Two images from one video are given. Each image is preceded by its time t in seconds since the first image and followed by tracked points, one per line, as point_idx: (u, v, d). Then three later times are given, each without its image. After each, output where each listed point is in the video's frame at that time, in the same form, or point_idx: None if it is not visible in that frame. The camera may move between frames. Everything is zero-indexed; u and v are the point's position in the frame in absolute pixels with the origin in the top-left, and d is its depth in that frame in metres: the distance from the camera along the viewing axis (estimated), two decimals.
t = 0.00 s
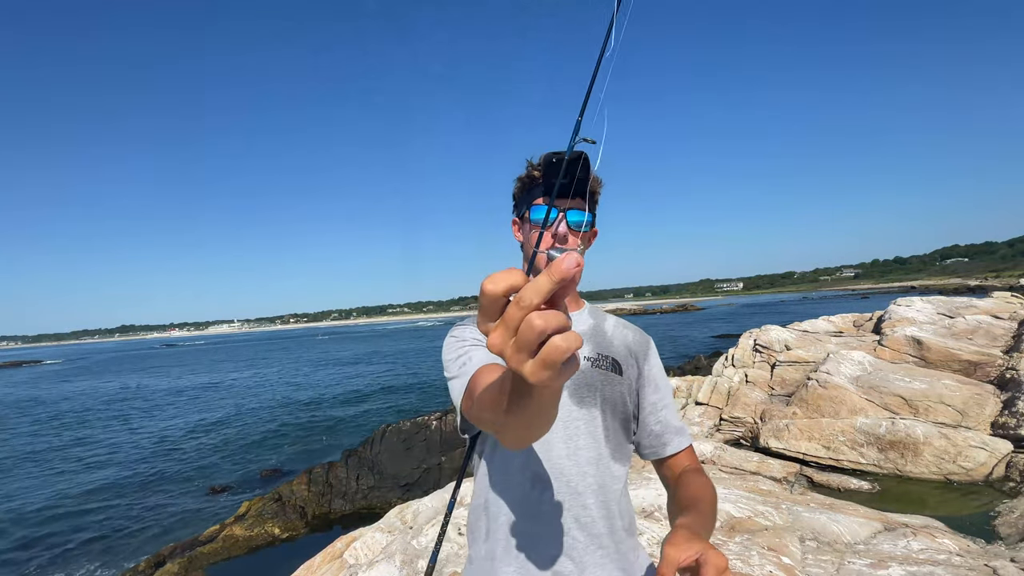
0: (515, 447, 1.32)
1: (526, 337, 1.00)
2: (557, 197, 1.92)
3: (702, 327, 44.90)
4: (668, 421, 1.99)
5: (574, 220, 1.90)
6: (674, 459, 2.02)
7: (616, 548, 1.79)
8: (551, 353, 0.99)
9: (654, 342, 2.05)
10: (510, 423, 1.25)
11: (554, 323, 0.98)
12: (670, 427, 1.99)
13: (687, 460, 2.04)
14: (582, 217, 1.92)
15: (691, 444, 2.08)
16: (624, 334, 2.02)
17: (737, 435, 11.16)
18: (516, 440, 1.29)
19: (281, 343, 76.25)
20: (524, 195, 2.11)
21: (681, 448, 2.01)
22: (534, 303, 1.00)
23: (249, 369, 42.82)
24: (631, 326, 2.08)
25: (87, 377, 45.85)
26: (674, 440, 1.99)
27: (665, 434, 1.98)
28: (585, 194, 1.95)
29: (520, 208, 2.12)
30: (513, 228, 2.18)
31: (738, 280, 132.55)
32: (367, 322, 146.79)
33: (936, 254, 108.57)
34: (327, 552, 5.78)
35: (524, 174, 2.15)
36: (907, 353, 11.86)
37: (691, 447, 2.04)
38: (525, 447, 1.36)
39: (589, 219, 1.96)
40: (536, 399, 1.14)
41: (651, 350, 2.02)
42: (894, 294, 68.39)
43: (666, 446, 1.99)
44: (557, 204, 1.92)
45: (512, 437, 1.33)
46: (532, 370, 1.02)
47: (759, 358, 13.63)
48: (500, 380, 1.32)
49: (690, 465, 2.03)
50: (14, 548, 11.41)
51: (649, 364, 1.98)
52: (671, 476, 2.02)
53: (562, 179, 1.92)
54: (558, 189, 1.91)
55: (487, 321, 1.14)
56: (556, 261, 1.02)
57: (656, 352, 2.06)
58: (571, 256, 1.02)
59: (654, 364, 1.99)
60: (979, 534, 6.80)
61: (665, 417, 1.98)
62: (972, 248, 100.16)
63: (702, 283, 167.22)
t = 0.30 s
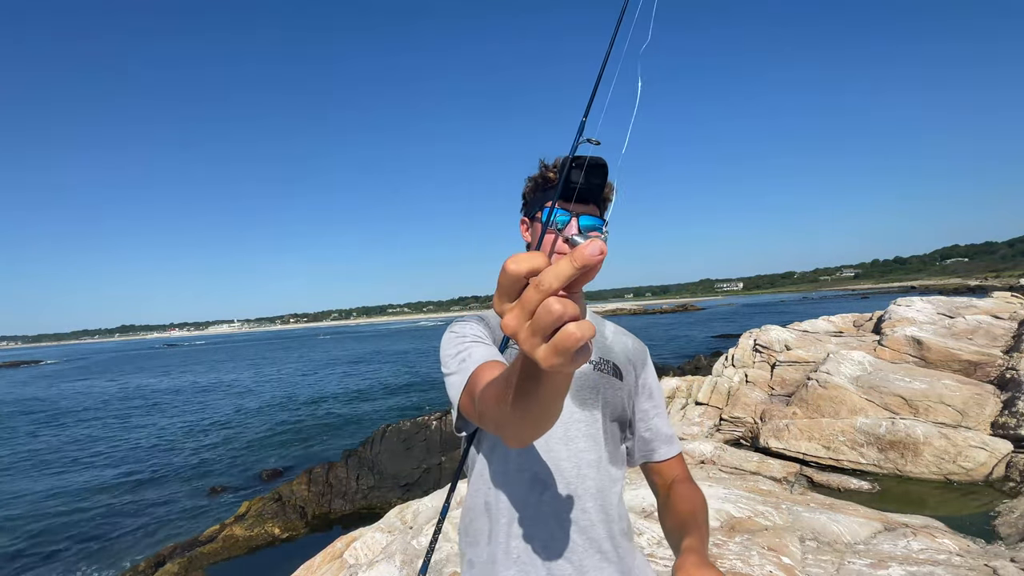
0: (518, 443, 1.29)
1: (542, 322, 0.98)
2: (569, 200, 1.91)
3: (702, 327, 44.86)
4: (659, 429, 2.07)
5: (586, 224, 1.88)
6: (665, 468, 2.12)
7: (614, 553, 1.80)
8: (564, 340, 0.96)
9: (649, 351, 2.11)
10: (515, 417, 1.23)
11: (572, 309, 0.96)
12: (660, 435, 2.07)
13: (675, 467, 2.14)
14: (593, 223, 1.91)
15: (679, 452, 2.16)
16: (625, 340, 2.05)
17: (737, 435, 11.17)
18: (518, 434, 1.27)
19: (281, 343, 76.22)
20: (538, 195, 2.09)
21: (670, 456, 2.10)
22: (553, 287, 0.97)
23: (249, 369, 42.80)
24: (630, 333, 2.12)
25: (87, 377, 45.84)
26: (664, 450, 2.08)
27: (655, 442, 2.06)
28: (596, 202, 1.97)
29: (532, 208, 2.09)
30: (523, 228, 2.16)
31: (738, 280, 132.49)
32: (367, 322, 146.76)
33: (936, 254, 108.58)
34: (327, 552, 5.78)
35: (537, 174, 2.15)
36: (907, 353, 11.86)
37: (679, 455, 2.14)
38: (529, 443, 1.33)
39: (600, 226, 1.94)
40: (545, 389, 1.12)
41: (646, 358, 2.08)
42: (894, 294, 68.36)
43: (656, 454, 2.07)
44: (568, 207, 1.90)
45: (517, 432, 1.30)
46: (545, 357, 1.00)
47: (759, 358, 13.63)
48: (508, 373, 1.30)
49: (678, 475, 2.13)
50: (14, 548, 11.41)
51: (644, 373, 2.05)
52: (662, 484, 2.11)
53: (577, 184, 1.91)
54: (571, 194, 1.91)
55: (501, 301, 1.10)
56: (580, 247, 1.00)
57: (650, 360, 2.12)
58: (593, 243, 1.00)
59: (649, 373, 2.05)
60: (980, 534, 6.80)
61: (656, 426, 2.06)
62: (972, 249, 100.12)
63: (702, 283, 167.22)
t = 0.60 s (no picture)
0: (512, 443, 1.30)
1: (530, 318, 0.97)
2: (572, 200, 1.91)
3: (702, 327, 44.87)
4: (656, 433, 2.06)
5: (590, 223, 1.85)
6: (661, 473, 2.10)
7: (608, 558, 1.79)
8: (553, 336, 0.96)
9: (649, 355, 2.10)
10: (508, 415, 1.23)
11: (562, 308, 0.96)
12: (657, 440, 2.06)
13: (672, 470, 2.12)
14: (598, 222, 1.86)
15: (677, 457, 2.14)
16: (624, 343, 2.05)
17: (737, 435, 11.18)
18: (511, 435, 1.26)
19: (281, 343, 76.24)
20: (540, 197, 2.08)
21: (667, 461, 2.08)
22: (542, 284, 0.98)
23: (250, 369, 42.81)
24: (630, 337, 2.11)
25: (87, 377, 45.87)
26: (660, 454, 2.07)
27: (651, 446, 2.05)
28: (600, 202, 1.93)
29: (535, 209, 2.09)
30: (525, 229, 2.15)
31: (738, 280, 132.49)
32: (367, 322, 146.80)
33: (936, 254, 108.62)
34: (327, 552, 5.78)
35: (540, 174, 2.17)
36: (907, 353, 11.86)
37: (676, 460, 2.12)
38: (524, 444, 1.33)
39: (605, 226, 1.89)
40: (537, 387, 1.12)
41: (645, 362, 2.07)
42: (894, 294, 68.40)
43: (652, 458, 2.07)
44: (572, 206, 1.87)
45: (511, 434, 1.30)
46: (534, 353, 1.00)
47: (759, 358, 13.64)
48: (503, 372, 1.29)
49: (675, 480, 2.11)
50: (14, 548, 11.40)
51: (642, 377, 2.05)
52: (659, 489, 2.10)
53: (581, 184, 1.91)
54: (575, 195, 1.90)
55: (492, 295, 1.10)
56: (571, 243, 1.00)
57: (650, 363, 2.11)
58: (586, 239, 0.99)
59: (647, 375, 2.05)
60: (980, 534, 6.80)
61: (651, 430, 2.05)
62: (972, 249, 100.17)
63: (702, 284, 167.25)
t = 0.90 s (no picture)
0: (503, 444, 1.31)
1: (514, 316, 0.99)
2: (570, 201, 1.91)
3: (703, 328, 44.86)
4: (655, 434, 2.07)
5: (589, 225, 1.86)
6: (660, 473, 2.12)
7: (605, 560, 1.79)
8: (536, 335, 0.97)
9: (648, 356, 2.10)
10: (499, 418, 1.24)
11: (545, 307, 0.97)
12: (656, 440, 2.07)
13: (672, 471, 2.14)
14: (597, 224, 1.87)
15: (676, 457, 2.15)
16: (623, 344, 2.04)
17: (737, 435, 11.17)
18: (501, 437, 1.28)
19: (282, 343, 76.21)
20: (540, 196, 2.09)
21: (665, 461, 2.09)
22: (527, 283, 0.99)
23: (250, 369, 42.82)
24: (629, 337, 2.11)
25: (87, 377, 45.86)
26: (659, 455, 2.08)
27: (650, 447, 2.06)
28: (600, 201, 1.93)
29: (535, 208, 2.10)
30: (525, 228, 2.16)
31: (739, 280, 132.50)
32: (367, 322, 146.67)
33: (936, 254, 108.53)
34: (327, 552, 5.78)
35: (539, 173, 2.18)
36: (907, 353, 11.86)
37: (674, 461, 2.14)
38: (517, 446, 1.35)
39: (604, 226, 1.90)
40: (525, 386, 1.12)
41: (644, 363, 2.07)
42: (894, 294, 68.36)
43: (652, 459, 2.08)
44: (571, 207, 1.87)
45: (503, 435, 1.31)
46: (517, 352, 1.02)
47: (759, 358, 13.64)
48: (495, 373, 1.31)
49: (672, 480, 2.13)
50: (14, 549, 11.40)
51: (640, 377, 2.05)
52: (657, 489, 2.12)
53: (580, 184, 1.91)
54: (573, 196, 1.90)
55: (480, 292, 1.12)
56: (557, 243, 1.00)
57: (648, 364, 2.11)
58: (570, 239, 1.00)
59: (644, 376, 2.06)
60: (980, 534, 6.80)
61: (650, 431, 2.06)
62: (972, 249, 100.12)
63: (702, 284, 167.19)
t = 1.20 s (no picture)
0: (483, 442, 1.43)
1: (516, 302, 1.20)
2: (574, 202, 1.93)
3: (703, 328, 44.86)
4: (658, 421, 2.01)
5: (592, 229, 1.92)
6: (666, 462, 2.00)
7: (604, 555, 1.79)
8: (534, 316, 1.19)
9: (648, 349, 2.08)
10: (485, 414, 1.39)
11: (544, 298, 1.19)
12: (659, 427, 2.00)
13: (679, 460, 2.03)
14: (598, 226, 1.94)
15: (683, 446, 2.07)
16: (620, 339, 2.03)
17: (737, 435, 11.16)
18: (482, 432, 1.40)
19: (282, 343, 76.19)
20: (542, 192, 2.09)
21: (669, 449, 2.01)
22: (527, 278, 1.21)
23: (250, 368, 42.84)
24: (627, 332, 2.09)
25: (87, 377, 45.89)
26: (661, 442, 2.00)
27: (653, 433, 2.00)
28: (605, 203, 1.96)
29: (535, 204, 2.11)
30: (524, 223, 2.19)
31: (738, 280, 132.49)
32: (367, 321, 146.75)
33: (936, 254, 108.51)
34: (327, 552, 5.78)
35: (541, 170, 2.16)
36: (907, 353, 11.87)
37: (680, 448, 2.04)
38: (495, 449, 1.46)
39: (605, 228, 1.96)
40: (512, 376, 1.30)
41: (643, 357, 2.05)
42: (894, 294, 68.36)
43: (655, 447, 2.00)
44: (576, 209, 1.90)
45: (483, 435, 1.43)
46: (516, 332, 1.21)
47: (759, 358, 13.64)
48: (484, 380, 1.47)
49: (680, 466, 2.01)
50: (13, 549, 11.39)
51: (640, 370, 2.02)
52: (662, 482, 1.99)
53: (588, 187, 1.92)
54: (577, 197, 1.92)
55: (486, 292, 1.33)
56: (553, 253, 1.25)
57: (648, 358, 2.08)
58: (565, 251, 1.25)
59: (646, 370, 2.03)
60: (980, 534, 6.80)
61: (652, 420, 2.00)
62: (972, 249, 100.15)
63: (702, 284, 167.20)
